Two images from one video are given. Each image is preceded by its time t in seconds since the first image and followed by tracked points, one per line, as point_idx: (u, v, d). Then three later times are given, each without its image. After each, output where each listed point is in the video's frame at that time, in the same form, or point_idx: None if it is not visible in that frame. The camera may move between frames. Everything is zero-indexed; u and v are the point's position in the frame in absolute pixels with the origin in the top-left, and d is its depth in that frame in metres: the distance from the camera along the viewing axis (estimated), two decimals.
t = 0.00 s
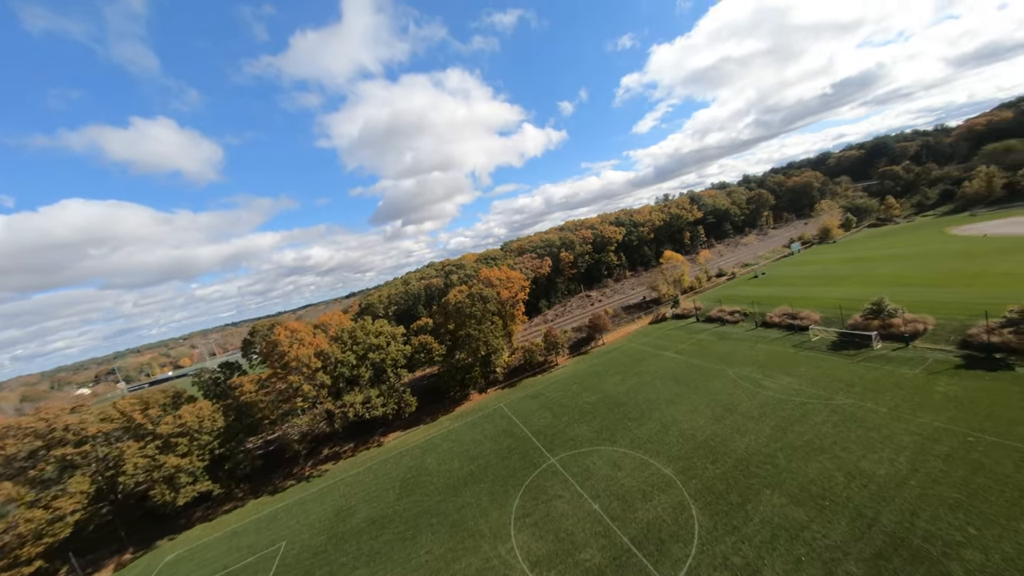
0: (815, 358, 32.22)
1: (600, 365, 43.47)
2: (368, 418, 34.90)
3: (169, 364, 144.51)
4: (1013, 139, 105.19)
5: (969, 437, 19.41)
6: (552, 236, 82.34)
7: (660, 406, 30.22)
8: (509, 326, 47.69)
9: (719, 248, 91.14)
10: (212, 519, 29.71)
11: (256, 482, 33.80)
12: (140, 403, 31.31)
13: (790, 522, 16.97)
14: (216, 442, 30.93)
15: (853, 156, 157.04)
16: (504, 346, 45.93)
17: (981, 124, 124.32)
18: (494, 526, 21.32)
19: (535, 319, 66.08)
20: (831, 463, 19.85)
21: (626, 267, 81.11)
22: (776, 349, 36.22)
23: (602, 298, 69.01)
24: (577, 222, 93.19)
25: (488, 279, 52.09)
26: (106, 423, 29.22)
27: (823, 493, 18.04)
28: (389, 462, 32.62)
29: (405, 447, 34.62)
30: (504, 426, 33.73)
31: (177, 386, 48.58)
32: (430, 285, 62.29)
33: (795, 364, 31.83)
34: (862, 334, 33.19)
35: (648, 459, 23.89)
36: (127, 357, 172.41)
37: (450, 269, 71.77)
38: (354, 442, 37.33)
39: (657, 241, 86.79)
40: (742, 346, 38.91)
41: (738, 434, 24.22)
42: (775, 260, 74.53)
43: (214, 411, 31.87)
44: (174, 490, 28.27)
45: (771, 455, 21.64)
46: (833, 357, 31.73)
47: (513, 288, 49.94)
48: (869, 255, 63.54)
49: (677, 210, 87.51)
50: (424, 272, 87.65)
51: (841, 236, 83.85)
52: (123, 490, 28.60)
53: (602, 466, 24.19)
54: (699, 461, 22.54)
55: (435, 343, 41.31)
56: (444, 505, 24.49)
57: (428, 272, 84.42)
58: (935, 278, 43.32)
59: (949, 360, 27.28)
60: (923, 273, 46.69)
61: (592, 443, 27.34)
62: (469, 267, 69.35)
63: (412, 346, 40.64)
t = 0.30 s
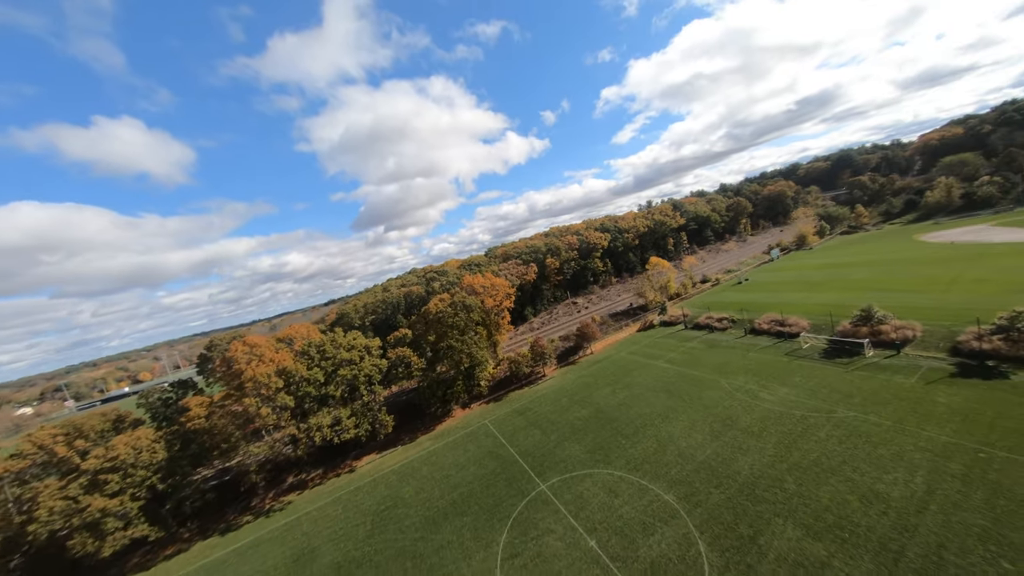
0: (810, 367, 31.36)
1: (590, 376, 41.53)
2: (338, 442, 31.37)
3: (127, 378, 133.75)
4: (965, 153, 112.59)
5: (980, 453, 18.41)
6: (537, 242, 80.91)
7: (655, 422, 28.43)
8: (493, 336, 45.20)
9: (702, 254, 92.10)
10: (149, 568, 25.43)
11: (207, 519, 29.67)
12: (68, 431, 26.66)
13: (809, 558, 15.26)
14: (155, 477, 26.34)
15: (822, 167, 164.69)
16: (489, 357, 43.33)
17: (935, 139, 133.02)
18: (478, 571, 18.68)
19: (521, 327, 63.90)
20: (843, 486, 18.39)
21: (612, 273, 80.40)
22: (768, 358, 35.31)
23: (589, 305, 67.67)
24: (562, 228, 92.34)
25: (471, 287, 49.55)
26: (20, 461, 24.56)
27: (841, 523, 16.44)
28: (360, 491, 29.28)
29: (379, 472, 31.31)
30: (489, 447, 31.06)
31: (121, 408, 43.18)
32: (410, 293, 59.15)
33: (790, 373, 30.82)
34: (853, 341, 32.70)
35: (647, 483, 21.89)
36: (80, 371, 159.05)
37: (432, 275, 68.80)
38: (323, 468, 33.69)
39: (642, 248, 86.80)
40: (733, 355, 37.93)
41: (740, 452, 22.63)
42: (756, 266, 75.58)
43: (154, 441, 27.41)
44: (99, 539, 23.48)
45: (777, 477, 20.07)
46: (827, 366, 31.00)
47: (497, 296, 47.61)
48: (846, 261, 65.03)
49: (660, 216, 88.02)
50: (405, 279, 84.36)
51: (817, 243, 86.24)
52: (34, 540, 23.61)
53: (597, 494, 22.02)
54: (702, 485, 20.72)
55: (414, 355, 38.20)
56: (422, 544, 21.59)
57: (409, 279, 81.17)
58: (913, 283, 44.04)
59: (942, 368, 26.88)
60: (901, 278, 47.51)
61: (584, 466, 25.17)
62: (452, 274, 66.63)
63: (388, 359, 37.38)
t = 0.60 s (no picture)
0: (803, 376, 30.48)
1: (578, 388, 39.52)
2: (301, 472, 27.74)
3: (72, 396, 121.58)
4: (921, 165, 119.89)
5: (995, 469, 17.38)
6: (522, 248, 79.12)
7: (650, 439, 26.59)
8: (476, 348, 42.58)
9: (684, 260, 92.91)
10: None
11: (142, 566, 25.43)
12: None
13: None
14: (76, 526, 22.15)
15: (792, 176, 172.09)
16: (472, 371, 40.59)
17: (894, 152, 141.61)
18: None
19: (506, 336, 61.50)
20: (859, 512, 16.89)
21: (597, 280, 79.50)
22: (760, 366, 34.37)
23: (576, 313, 66.11)
24: (547, 234, 91.12)
25: (453, 295, 46.90)
26: None
27: (864, 558, 14.82)
28: (326, 528, 25.82)
29: (349, 504, 27.91)
30: (472, 471, 28.32)
31: (49, 437, 37.52)
32: (388, 301, 55.78)
33: (785, 383, 29.78)
34: (843, 347, 32.18)
35: (647, 514, 19.82)
36: (17, 389, 143.65)
37: (412, 283, 65.54)
38: (286, 500, 29.86)
39: (627, 254, 86.53)
40: (724, 363, 36.90)
41: (744, 473, 20.96)
42: (738, 272, 76.42)
43: (75, 484, 22.94)
44: None
45: (787, 502, 18.43)
46: (820, 374, 30.18)
47: (481, 305, 45.13)
48: (823, 266, 66.59)
49: (644, 222, 88.29)
50: (385, 287, 80.61)
51: (793, 249, 88.58)
52: None
53: (594, 527, 19.77)
54: (708, 514, 18.84)
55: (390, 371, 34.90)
56: None
57: (389, 287, 77.46)
58: (892, 288, 44.77)
59: (936, 375, 26.39)
60: (879, 283, 48.40)
61: (578, 492, 22.91)
62: (434, 281, 63.71)
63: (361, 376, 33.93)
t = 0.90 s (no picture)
0: (799, 384, 29.52)
1: (567, 401, 37.39)
2: (256, 511, 23.93)
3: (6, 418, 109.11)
4: (882, 174, 126.86)
5: (1012, 486, 16.37)
6: (506, 254, 77.08)
7: (647, 458, 24.71)
8: (458, 360, 39.78)
9: (667, 265, 93.41)
10: None
11: None
12: None
13: None
14: None
15: (764, 184, 178.97)
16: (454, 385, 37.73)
17: (857, 162, 149.73)
18: None
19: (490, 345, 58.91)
20: (881, 541, 15.39)
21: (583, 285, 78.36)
22: (753, 374, 33.32)
23: (561, 320, 64.33)
24: (531, 239, 89.62)
25: (433, 303, 44.06)
26: None
27: None
28: None
29: (313, 544, 24.44)
30: (454, 501, 25.49)
31: None
32: (364, 310, 52.22)
33: (781, 393, 28.72)
34: (835, 353, 31.55)
35: (651, 549, 17.76)
36: None
37: (391, 291, 61.97)
38: (238, 543, 25.94)
39: (611, 259, 86.00)
40: (715, 372, 35.73)
41: (751, 497, 19.30)
42: (720, 276, 77.04)
43: None
44: None
45: (802, 531, 16.76)
46: (816, 383, 29.26)
47: (464, 314, 42.45)
48: (801, 271, 67.95)
49: (628, 228, 88.30)
50: (361, 294, 76.49)
51: (770, 254, 90.68)
52: None
53: (591, 567, 17.52)
54: (717, 547, 16.98)
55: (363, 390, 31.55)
56: None
57: (366, 294, 73.46)
58: (872, 292, 45.37)
59: (930, 382, 25.81)
60: (858, 287, 49.15)
61: (572, 524, 20.64)
62: (414, 288, 60.54)
63: (329, 396, 30.38)
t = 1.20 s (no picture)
0: (793, 393, 28.62)
1: (555, 413, 35.27)
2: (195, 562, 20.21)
3: None
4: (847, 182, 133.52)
5: None
6: (489, 258, 74.86)
7: (644, 478, 22.82)
8: (439, 373, 37.06)
9: (650, 269, 93.69)
10: None
11: None
12: None
13: None
14: None
15: (738, 191, 185.30)
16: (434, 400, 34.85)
17: (823, 171, 157.31)
18: None
19: (474, 354, 56.32)
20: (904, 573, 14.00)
21: (568, 290, 77.03)
22: (745, 382, 32.35)
23: (547, 326, 62.49)
24: (515, 243, 87.83)
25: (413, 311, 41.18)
26: None
27: None
28: None
29: None
30: (433, 534, 22.74)
31: None
32: (338, 319, 48.76)
33: (777, 402, 27.65)
34: (826, 359, 30.99)
35: None
36: None
37: (367, 298, 58.33)
38: None
39: (596, 263, 85.31)
40: (706, 379, 34.56)
41: (759, 522, 17.66)
42: (702, 280, 77.60)
43: None
44: None
45: (819, 563, 15.19)
46: (811, 390, 28.41)
47: (445, 322, 39.80)
48: (780, 274, 69.28)
49: (612, 232, 88.07)
50: (337, 302, 72.33)
51: (748, 258, 92.55)
52: None
53: None
54: None
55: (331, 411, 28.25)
56: None
57: (341, 301, 69.31)
58: (852, 295, 45.98)
59: (925, 387, 25.30)
60: (838, 290, 49.88)
61: (566, 560, 18.39)
62: (393, 294, 57.27)
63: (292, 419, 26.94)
